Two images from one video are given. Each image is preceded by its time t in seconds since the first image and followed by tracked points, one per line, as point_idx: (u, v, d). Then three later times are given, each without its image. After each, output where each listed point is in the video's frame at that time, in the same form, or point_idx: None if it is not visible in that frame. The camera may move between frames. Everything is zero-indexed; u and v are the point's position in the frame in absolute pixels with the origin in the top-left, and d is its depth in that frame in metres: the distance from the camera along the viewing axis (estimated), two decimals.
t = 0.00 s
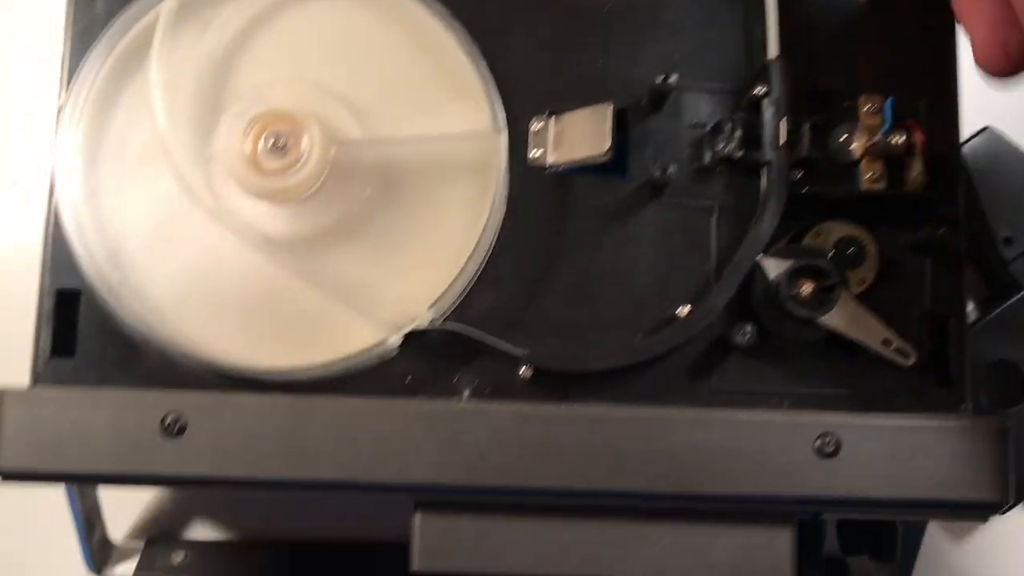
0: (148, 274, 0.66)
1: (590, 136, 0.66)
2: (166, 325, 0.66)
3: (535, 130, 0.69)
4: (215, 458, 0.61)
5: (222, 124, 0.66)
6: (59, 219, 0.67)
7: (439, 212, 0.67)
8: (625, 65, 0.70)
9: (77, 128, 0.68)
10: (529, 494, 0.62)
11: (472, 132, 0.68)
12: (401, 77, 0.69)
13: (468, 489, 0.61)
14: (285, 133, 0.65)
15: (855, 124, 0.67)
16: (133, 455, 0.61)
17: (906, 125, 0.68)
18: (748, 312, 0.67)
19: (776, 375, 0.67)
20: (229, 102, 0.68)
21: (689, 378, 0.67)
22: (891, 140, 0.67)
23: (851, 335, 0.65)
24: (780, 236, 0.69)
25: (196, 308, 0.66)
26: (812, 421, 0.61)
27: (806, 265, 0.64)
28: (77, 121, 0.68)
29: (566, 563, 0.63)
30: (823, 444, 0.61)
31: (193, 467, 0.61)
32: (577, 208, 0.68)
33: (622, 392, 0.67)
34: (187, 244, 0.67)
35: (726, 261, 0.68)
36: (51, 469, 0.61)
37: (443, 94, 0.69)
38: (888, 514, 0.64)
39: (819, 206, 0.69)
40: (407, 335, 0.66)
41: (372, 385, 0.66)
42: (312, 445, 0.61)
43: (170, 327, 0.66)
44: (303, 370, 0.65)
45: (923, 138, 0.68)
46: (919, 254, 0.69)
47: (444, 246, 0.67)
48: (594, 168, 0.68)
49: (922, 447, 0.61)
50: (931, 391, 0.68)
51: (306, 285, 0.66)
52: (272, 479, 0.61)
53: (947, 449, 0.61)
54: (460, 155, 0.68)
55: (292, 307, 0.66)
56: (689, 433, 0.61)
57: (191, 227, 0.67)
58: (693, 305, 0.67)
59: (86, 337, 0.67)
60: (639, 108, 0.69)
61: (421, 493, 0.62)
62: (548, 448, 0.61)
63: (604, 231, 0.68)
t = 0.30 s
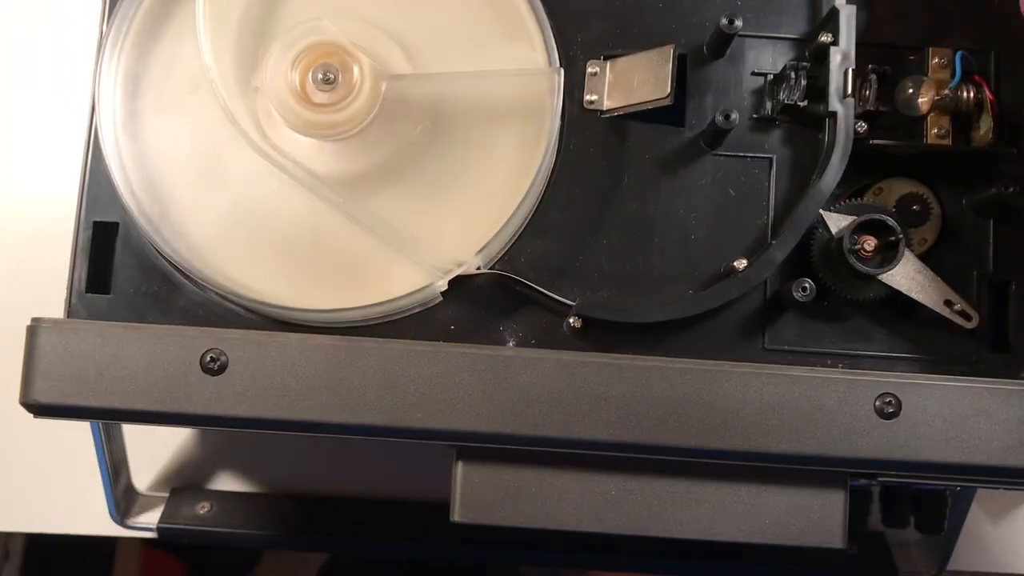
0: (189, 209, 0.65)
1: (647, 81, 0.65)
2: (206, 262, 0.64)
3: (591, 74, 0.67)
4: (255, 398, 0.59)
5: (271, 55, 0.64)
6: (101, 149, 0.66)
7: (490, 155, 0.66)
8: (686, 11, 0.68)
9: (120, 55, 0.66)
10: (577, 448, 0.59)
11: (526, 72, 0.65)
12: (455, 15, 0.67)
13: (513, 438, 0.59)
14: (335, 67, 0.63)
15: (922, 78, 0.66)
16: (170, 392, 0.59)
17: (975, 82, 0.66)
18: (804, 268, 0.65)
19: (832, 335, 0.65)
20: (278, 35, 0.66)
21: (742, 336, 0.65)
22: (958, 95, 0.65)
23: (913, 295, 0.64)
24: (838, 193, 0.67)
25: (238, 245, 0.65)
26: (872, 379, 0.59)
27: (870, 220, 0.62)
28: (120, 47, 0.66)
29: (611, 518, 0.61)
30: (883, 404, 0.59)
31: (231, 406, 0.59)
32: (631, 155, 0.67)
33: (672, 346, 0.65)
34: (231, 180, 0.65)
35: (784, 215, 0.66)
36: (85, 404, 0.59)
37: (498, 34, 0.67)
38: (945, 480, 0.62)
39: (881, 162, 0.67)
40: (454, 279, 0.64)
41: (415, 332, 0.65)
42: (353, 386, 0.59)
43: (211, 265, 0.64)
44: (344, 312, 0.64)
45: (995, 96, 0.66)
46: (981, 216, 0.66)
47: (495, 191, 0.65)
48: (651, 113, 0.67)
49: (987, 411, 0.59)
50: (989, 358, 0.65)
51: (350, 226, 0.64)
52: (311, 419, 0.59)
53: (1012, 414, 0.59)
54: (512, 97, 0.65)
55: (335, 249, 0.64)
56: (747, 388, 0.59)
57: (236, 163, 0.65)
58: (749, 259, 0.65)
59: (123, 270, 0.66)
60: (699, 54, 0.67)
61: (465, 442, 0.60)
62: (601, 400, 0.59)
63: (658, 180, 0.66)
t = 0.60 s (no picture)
0: (216, 213, 0.66)
1: (665, 87, 0.66)
2: (232, 265, 0.66)
3: (609, 80, 0.68)
4: (283, 399, 0.60)
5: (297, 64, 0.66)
6: (128, 155, 0.67)
7: (511, 160, 0.67)
8: (703, 17, 0.69)
9: (147, 63, 0.67)
10: (597, 447, 0.61)
11: (547, 79, 0.66)
12: (476, 22, 0.68)
13: (535, 437, 0.60)
14: (359, 74, 0.64)
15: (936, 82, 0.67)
16: (200, 393, 0.60)
17: (989, 84, 0.68)
18: (819, 271, 0.66)
19: (847, 337, 0.66)
20: (302, 42, 0.67)
21: (758, 337, 0.66)
22: (972, 99, 0.66)
23: (926, 296, 0.65)
24: (854, 196, 0.68)
25: (264, 248, 0.66)
26: (888, 380, 0.60)
27: (885, 224, 0.63)
28: (147, 55, 0.67)
29: (630, 515, 0.62)
30: (898, 404, 0.60)
31: (260, 406, 0.60)
32: (649, 159, 0.68)
33: (689, 347, 0.66)
34: (257, 184, 0.66)
35: (800, 218, 0.67)
36: (118, 405, 0.60)
37: (518, 41, 0.68)
38: (958, 478, 0.63)
39: (895, 166, 0.68)
40: (475, 282, 0.66)
41: (437, 332, 0.66)
42: (378, 387, 0.60)
43: (238, 267, 0.66)
44: (368, 314, 0.65)
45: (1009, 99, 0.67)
46: (996, 218, 0.67)
47: (515, 195, 0.66)
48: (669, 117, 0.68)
49: (1000, 411, 0.60)
50: (1001, 359, 0.66)
51: (372, 229, 0.66)
52: (337, 419, 0.60)
53: None
54: (532, 103, 0.67)
55: (359, 252, 0.66)
56: (765, 388, 0.60)
57: (261, 168, 0.66)
58: (766, 262, 0.66)
59: (151, 273, 0.67)
60: (716, 59, 0.68)
61: (488, 441, 0.61)
62: (621, 401, 0.60)
63: (675, 184, 0.68)
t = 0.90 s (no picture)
0: (214, 194, 0.66)
1: (663, 59, 0.66)
2: (231, 246, 0.65)
3: (607, 54, 0.68)
4: (283, 376, 0.60)
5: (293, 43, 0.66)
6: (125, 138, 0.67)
7: (509, 135, 0.66)
8: None
9: (144, 45, 0.67)
10: (600, 421, 0.60)
11: (544, 53, 0.66)
12: None
13: (537, 411, 0.60)
14: (355, 50, 0.63)
15: (938, 50, 0.65)
16: (200, 371, 0.60)
17: (989, 53, 0.67)
18: (821, 242, 0.66)
19: (850, 308, 0.65)
20: (297, 20, 0.67)
21: (761, 309, 0.65)
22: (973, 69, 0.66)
23: (930, 264, 0.64)
24: (854, 168, 0.68)
25: (262, 227, 0.66)
26: (892, 348, 0.60)
27: (889, 192, 0.63)
28: (143, 37, 0.67)
29: (634, 489, 0.62)
30: (903, 373, 0.60)
31: (260, 384, 0.60)
32: (648, 133, 0.68)
33: (691, 320, 0.65)
34: (254, 164, 0.66)
35: (801, 190, 0.66)
36: (118, 384, 0.60)
37: (515, 16, 0.67)
38: (965, 448, 0.62)
39: (895, 137, 0.68)
40: (474, 259, 0.65)
41: (438, 310, 0.66)
42: (379, 363, 0.60)
43: (236, 247, 0.65)
44: (367, 292, 0.65)
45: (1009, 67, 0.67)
46: (997, 186, 0.66)
47: (514, 170, 0.66)
48: (668, 91, 0.68)
49: (1006, 379, 0.60)
50: (1004, 327, 0.65)
51: (371, 207, 0.65)
52: (339, 396, 0.60)
53: None
54: (530, 78, 0.66)
55: (357, 231, 0.65)
56: (768, 358, 0.60)
57: (258, 147, 0.66)
58: (768, 234, 0.65)
59: (150, 255, 0.67)
60: (714, 32, 0.68)
61: (489, 417, 0.61)
62: (623, 374, 0.60)
63: (675, 158, 0.67)
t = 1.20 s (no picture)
0: (198, 187, 0.65)
1: (651, 43, 0.65)
2: (216, 239, 0.65)
3: (594, 40, 0.67)
4: (270, 370, 0.59)
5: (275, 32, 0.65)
6: (108, 132, 0.66)
7: (497, 123, 0.66)
8: None
9: (125, 37, 0.66)
10: (592, 410, 0.59)
11: (530, 38, 0.65)
12: None
13: (528, 401, 0.59)
14: (338, 39, 0.62)
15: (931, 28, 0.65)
16: (186, 367, 0.59)
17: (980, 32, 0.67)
18: (813, 225, 0.65)
19: (844, 292, 0.65)
20: (280, 8, 0.65)
21: (753, 295, 0.65)
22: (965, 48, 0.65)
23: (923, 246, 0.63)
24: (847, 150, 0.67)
25: (248, 220, 0.65)
26: (887, 331, 0.59)
27: (881, 174, 0.62)
28: (124, 29, 0.66)
29: (627, 478, 0.61)
30: (899, 356, 0.59)
31: (246, 378, 0.59)
32: (637, 119, 0.67)
33: (684, 307, 0.64)
34: (239, 156, 0.65)
35: (792, 173, 0.65)
36: (103, 381, 0.59)
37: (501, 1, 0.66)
38: (962, 432, 0.62)
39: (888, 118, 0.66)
40: (463, 248, 0.65)
41: (427, 301, 0.65)
42: (367, 355, 0.59)
43: (221, 241, 0.65)
44: (354, 284, 0.64)
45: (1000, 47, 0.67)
46: (992, 166, 0.65)
47: (502, 158, 0.65)
48: (656, 75, 0.67)
49: (1003, 360, 0.59)
50: (1000, 309, 0.64)
51: (357, 198, 0.65)
52: (326, 389, 0.59)
53: None
54: (516, 64, 0.65)
55: (343, 222, 0.65)
56: (761, 344, 0.59)
57: (243, 139, 0.65)
58: (759, 218, 0.65)
59: (135, 250, 0.66)
60: (703, 15, 0.67)
61: (480, 408, 0.60)
62: (615, 362, 0.59)
63: (665, 143, 0.66)
